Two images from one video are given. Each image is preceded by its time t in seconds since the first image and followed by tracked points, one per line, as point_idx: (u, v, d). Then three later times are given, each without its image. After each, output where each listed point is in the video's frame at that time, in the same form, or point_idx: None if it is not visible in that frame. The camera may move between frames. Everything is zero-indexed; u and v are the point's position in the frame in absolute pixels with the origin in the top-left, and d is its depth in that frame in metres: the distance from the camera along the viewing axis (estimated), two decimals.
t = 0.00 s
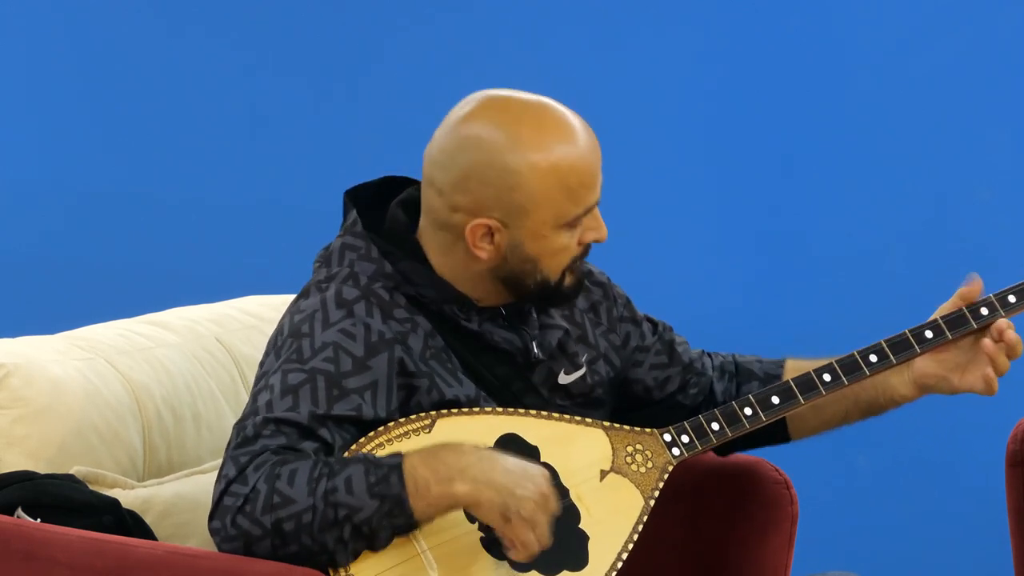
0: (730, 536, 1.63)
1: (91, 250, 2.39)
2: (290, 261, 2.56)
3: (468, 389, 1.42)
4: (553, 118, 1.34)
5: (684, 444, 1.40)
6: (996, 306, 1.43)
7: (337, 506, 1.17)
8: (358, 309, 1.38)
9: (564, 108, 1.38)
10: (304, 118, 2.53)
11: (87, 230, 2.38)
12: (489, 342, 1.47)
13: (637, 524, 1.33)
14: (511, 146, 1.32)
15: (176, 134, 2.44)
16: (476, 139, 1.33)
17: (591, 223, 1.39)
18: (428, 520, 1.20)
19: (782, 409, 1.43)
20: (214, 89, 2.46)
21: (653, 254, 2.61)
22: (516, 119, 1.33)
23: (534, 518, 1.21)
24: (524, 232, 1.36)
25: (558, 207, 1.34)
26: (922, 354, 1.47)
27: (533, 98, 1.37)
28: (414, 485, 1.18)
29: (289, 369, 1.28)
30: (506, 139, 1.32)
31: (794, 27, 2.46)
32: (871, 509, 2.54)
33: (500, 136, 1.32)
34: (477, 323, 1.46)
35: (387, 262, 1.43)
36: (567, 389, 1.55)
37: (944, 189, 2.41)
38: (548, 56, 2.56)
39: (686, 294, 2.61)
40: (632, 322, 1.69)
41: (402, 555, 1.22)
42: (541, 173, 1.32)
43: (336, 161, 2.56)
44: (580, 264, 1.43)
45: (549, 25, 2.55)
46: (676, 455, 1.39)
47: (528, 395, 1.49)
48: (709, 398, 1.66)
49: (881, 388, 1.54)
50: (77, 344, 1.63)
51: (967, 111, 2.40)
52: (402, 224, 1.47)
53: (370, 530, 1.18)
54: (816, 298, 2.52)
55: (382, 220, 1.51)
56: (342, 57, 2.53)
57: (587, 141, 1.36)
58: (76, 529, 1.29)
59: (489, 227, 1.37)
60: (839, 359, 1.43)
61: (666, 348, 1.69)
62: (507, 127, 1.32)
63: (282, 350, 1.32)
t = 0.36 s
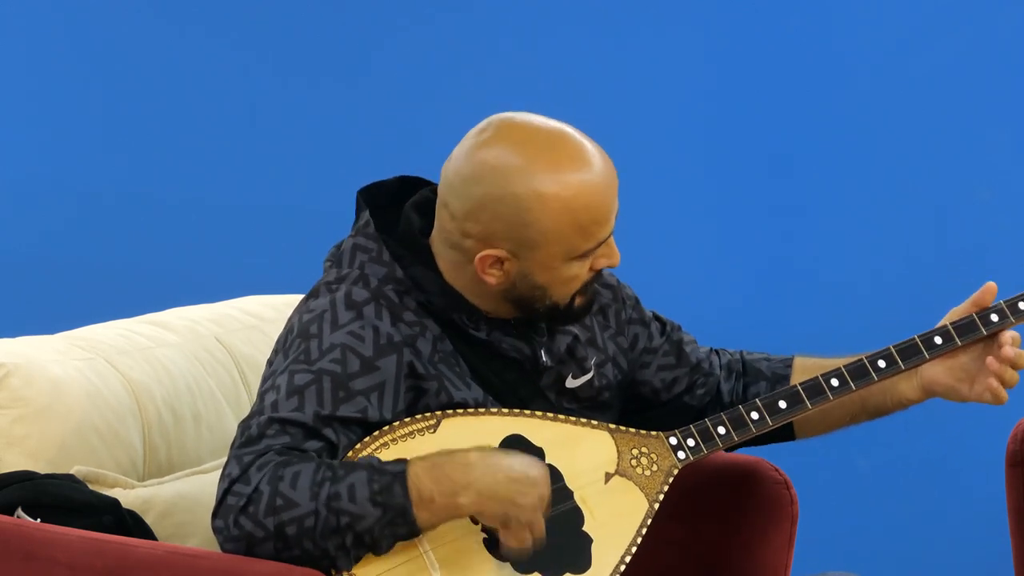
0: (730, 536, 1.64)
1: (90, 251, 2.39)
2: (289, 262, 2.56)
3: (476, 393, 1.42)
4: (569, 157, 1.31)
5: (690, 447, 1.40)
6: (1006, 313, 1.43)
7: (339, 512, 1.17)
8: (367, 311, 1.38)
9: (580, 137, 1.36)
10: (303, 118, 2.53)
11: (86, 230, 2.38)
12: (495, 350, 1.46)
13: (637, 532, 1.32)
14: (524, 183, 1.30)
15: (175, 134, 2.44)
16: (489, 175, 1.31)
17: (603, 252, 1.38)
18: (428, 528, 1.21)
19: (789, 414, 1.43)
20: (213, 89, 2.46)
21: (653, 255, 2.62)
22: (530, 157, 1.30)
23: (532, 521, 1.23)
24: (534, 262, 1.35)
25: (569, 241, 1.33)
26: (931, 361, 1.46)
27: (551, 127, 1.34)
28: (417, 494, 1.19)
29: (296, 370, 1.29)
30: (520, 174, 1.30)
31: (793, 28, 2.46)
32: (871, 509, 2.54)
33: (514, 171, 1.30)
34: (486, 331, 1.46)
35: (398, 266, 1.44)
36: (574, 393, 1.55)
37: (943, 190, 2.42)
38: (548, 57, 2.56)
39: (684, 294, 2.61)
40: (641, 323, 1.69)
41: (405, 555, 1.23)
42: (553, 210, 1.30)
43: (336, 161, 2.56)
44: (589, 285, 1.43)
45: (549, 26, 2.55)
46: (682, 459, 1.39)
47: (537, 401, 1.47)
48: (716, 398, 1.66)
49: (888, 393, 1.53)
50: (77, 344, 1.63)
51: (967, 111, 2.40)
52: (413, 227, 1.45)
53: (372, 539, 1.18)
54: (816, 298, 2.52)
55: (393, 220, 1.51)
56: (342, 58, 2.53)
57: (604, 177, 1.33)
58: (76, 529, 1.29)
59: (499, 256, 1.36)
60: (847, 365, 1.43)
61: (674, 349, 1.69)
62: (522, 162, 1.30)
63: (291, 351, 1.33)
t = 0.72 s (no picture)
0: (729, 535, 1.64)
1: (91, 250, 2.39)
2: (289, 261, 2.56)
3: (475, 394, 1.42)
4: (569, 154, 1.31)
5: (688, 446, 1.40)
6: (1005, 307, 1.43)
7: (335, 515, 1.17)
8: (367, 311, 1.39)
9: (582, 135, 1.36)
10: (303, 118, 2.53)
11: (87, 229, 2.38)
12: (496, 349, 1.46)
13: (637, 531, 1.32)
14: (523, 177, 1.30)
15: (176, 134, 2.44)
16: (489, 171, 1.32)
17: (603, 250, 1.38)
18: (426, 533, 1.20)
19: (788, 410, 1.43)
20: (214, 89, 2.46)
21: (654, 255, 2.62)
22: (528, 153, 1.31)
23: (540, 523, 1.24)
24: (531, 258, 1.36)
25: (566, 238, 1.33)
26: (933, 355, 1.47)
27: (552, 125, 1.35)
28: (413, 498, 1.18)
29: (295, 371, 1.29)
30: (519, 169, 1.31)
31: (793, 28, 2.46)
32: (871, 508, 2.54)
33: (513, 166, 1.31)
34: (486, 331, 1.46)
35: (398, 266, 1.44)
36: (574, 392, 1.54)
37: (943, 189, 2.42)
38: (548, 57, 2.56)
39: (684, 294, 2.61)
40: (642, 322, 1.69)
41: (405, 556, 1.22)
42: (551, 206, 1.30)
43: (336, 161, 2.56)
44: (588, 284, 1.43)
45: (549, 27, 2.55)
46: (679, 457, 1.39)
47: (536, 400, 1.48)
48: (719, 395, 1.67)
49: (889, 389, 1.53)
50: (78, 344, 1.63)
51: (967, 111, 2.40)
52: (413, 227, 1.45)
53: (368, 541, 1.18)
54: (817, 298, 2.52)
55: (395, 220, 1.51)
56: (342, 58, 2.53)
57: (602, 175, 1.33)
58: (75, 528, 1.29)
59: (498, 251, 1.36)
60: (845, 361, 1.43)
61: (676, 347, 1.69)
62: (521, 157, 1.31)
63: (291, 351, 1.33)
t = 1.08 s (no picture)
0: (730, 535, 1.64)
1: (90, 250, 2.39)
2: (289, 261, 2.56)
3: (476, 392, 1.41)
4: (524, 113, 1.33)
5: (688, 446, 1.40)
6: (1002, 308, 1.43)
7: (339, 516, 1.17)
8: (370, 309, 1.38)
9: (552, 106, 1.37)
10: (302, 118, 2.53)
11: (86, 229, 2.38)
12: (497, 346, 1.46)
13: (638, 530, 1.32)
14: (472, 130, 1.34)
15: (175, 134, 2.44)
16: (446, 126, 1.36)
17: (570, 223, 1.35)
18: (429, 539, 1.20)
19: (787, 410, 1.43)
20: (214, 89, 2.46)
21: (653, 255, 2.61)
22: (483, 113, 1.34)
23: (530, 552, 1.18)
24: (487, 220, 1.35)
25: (518, 197, 1.32)
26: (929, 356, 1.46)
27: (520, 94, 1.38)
28: (419, 503, 1.18)
29: (299, 367, 1.29)
30: (471, 124, 1.34)
31: (793, 29, 2.46)
32: (871, 508, 2.54)
33: (464, 120, 1.35)
34: (488, 326, 1.45)
35: (398, 263, 1.43)
36: (575, 392, 1.53)
37: (943, 190, 2.42)
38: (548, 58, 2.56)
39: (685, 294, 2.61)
40: (643, 324, 1.68)
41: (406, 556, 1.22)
42: (497, 158, 1.32)
43: (336, 161, 2.56)
44: (566, 267, 1.38)
45: (549, 27, 2.55)
46: (679, 457, 1.39)
47: (537, 399, 1.48)
48: (719, 399, 1.67)
49: (888, 390, 1.53)
50: (78, 344, 1.63)
51: (967, 112, 2.40)
52: (414, 224, 1.47)
53: (371, 544, 1.18)
54: (817, 298, 2.52)
55: (394, 220, 1.51)
56: (342, 58, 2.53)
57: (560, 138, 1.33)
58: (75, 528, 1.29)
59: (456, 212, 1.38)
60: (844, 361, 1.43)
61: (676, 350, 1.69)
62: (475, 114, 1.35)
63: (294, 349, 1.33)
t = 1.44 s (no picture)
0: (729, 535, 1.64)
1: (91, 251, 2.39)
2: (289, 261, 2.56)
3: (469, 390, 1.41)
4: (484, 88, 1.37)
5: (684, 443, 1.40)
6: (997, 302, 1.42)
7: (332, 502, 1.17)
8: (359, 311, 1.38)
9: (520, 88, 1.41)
10: (302, 119, 2.53)
11: (87, 230, 2.38)
12: (489, 342, 1.46)
13: (636, 529, 1.32)
14: (435, 107, 1.38)
15: (176, 134, 2.44)
16: (412, 108, 1.41)
17: (534, 199, 1.36)
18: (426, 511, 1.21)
19: (783, 407, 1.43)
20: (214, 89, 2.46)
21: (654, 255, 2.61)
22: (446, 92, 1.39)
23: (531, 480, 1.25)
24: (449, 194, 1.38)
25: (478, 169, 1.35)
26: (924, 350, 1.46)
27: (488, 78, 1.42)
28: (409, 480, 1.19)
29: (289, 372, 1.29)
30: (434, 101, 1.39)
31: (792, 29, 2.47)
32: (872, 508, 2.54)
33: (428, 99, 1.40)
34: (479, 322, 1.46)
35: (387, 263, 1.44)
36: (569, 389, 1.54)
37: (943, 189, 2.42)
38: (548, 57, 2.56)
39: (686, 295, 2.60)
40: (636, 321, 1.68)
41: (403, 555, 1.21)
42: (458, 132, 1.36)
43: (336, 163, 2.56)
44: (534, 248, 1.38)
45: (548, 27, 2.55)
46: (677, 455, 1.39)
47: (531, 394, 1.50)
48: (714, 395, 1.66)
49: (883, 382, 1.53)
50: (78, 344, 1.63)
51: (966, 111, 2.40)
52: (401, 224, 1.49)
53: (366, 526, 1.18)
54: (817, 298, 2.52)
55: (383, 224, 1.51)
56: (342, 58, 2.54)
57: (521, 114, 1.36)
58: (76, 529, 1.29)
59: (423, 191, 1.41)
60: (839, 357, 1.43)
61: (670, 346, 1.68)
62: (438, 93, 1.39)
63: (284, 353, 1.33)
